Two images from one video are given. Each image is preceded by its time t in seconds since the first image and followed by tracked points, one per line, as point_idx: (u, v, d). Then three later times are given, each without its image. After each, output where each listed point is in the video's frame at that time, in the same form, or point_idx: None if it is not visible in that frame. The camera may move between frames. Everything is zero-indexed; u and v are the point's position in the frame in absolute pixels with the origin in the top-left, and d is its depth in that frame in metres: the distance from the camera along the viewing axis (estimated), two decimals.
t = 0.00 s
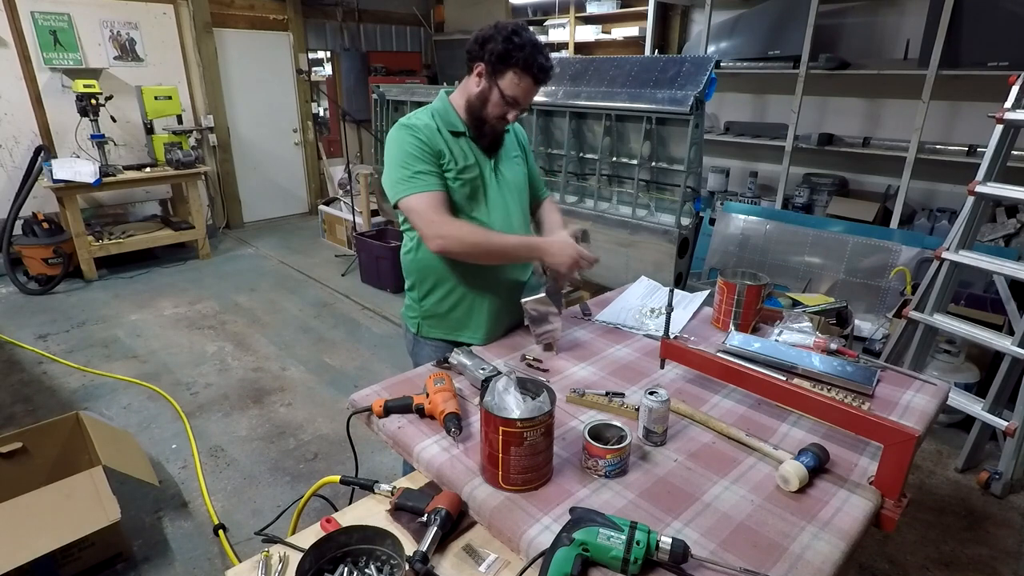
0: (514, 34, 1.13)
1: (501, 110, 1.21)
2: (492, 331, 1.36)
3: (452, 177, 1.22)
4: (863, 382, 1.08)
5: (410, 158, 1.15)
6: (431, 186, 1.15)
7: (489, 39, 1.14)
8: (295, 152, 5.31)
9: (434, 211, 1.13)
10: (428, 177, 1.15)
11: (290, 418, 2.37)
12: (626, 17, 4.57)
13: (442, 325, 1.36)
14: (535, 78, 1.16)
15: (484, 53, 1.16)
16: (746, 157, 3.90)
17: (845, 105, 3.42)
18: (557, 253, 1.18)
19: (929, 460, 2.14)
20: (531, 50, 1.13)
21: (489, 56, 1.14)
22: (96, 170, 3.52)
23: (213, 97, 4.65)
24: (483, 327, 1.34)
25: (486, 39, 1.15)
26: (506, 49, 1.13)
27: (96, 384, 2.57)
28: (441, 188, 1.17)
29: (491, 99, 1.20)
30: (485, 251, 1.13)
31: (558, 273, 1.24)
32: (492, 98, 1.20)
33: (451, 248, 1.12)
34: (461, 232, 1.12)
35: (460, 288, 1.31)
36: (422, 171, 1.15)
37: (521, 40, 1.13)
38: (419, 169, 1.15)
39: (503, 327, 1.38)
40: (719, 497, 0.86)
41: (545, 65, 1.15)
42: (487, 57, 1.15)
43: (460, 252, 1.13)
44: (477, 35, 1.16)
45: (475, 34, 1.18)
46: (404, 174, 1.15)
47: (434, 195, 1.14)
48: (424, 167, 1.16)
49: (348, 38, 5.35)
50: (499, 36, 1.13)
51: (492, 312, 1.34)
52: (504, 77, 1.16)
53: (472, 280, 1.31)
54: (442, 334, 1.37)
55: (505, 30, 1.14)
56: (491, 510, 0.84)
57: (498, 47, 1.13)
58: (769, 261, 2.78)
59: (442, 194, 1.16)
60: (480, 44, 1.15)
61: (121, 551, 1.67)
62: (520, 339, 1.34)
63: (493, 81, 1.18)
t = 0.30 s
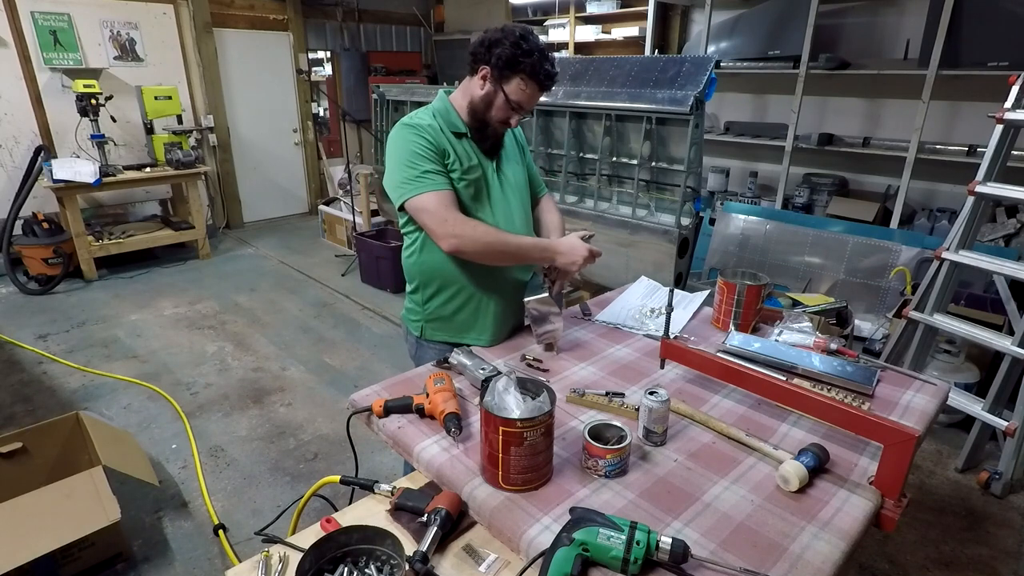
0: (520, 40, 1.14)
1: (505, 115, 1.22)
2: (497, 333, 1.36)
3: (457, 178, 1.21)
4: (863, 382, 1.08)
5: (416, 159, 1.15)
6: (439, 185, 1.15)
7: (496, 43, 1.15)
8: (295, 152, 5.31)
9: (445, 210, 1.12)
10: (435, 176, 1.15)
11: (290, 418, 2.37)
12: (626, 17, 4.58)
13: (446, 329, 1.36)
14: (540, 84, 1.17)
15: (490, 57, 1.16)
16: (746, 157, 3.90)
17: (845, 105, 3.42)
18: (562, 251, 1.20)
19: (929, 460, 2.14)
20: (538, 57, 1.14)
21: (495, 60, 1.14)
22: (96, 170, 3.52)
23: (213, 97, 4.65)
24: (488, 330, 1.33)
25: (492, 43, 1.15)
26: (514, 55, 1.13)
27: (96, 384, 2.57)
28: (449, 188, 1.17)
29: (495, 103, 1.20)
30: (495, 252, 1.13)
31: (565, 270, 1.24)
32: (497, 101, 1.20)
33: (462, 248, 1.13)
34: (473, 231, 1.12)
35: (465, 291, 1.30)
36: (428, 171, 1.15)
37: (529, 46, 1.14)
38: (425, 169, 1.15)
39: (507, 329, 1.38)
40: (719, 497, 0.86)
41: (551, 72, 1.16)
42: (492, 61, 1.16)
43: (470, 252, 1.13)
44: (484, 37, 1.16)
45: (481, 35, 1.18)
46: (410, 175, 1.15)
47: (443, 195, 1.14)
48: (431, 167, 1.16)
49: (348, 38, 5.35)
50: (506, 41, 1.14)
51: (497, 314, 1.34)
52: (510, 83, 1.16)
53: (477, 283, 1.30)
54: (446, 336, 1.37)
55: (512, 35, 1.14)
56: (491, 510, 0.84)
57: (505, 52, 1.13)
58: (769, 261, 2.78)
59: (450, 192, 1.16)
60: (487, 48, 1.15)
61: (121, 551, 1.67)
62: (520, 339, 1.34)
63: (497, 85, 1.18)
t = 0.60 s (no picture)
0: (519, 40, 1.14)
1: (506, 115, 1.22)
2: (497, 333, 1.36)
3: (456, 180, 1.21)
4: (863, 382, 1.08)
5: (413, 163, 1.15)
6: (436, 189, 1.15)
7: (495, 43, 1.14)
8: (295, 152, 5.31)
9: (440, 215, 1.13)
10: (433, 180, 1.15)
11: (290, 418, 2.37)
12: (626, 17, 4.58)
13: (446, 330, 1.36)
14: (541, 84, 1.17)
15: (490, 56, 1.16)
16: (746, 157, 3.90)
17: (845, 105, 3.42)
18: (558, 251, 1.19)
19: (929, 460, 2.14)
20: (538, 57, 1.14)
21: (496, 60, 1.14)
22: (96, 170, 3.52)
23: (213, 97, 4.66)
24: (488, 330, 1.33)
25: (491, 42, 1.15)
26: (515, 54, 1.13)
27: (96, 384, 2.57)
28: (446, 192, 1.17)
29: (496, 103, 1.20)
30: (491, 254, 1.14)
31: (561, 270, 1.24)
32: (497, 101, 1.20)
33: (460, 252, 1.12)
34: (470, 233, 1.12)
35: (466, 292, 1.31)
36: (426, 175, 1.15)
37: (529, 46, 1.14)
38: (423, 172, 1.15)
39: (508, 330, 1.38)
40: (719, 497, 0.86)
41: (551, 72, 1.16)
42: (492, 61, 1.15)
43: (466, 255, 1.13)
44: (483, 36, 1.16)
45: (481, 35, 1.18)
46: (407, 178, 1.15)
47: (438, 200, 1.14)
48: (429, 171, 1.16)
49: (348, 38, 5.34)
50: (506, 41, 1.13)
51: (498, 315, 1.34)
52: (510, 83, 1.16)
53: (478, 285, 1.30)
54: (447, 337, 1.37)
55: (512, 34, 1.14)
56: (491, 509, 0.84)
57: (506, 52, 1.13)
58: (769, 261, 2.78)
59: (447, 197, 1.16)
60: (487, 47, 1.15)
61: (121, 551, 1.67)
62: (519, 340, 1.34)
63: (497, 85, 1.18)
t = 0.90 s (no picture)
0: (507, 31, 1.14)
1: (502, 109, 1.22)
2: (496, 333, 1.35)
3: (454, 180, 1.22)
4: (863, 382, 1.08)
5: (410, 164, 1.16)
6: (432, 190, 1.15)
7: (485, 36, 1.15)
8: (295, 152, 5.31)
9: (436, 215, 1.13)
10: (429, 181, 1.16)
11: (290, 418, 2.37)
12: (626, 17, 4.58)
13: (445, 331, 1.36)
14: (535, 73, 1.17)
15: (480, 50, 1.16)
16: (746, 157, 3.90)
17: (845, 105, 3.42)
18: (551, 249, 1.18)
19: (929, 460, 2.14)
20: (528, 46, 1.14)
21: (487, 53, 1.15)
22: (96, 170, 3.52)
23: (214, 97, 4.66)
24: (488, 330, 1.33)
25: (481, 36, 1.16)
26: (505, 46, 1.14)
27: (96, 384, 2.57)
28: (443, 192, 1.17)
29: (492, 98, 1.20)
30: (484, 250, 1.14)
31: (558, 264, 1.25)
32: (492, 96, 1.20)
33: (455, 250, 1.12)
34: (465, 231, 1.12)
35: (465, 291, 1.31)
36: (424, 175, 1.15)
37: (519, 37, 1.15)
38: (420, 173, 1.15)
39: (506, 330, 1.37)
40: (719, 497, 0.86)
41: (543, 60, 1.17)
42: (483, 55, 1.16)
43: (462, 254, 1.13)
44: (473, 33, 1.17)
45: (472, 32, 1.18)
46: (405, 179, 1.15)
47: (434, 200, 1.14)
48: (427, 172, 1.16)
49: (348, 38, 5.34)
50: (496, 34, 1.14)
51: (497, 315, 1.34)
52: (502, 75, 1.17)
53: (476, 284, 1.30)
54: (446, 336, 1.36)
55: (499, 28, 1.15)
56: (491, 509, 0.84)
57: (497, 45, 1.14)
58: (769, 261, 2.78)
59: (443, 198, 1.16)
60: (478, 42, 1.15)
61: (121, 551, 1.67)
62: (519, 339, 1.34)
63: (490, 79, 1.18)
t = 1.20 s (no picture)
0: (491, 38, 1.12)
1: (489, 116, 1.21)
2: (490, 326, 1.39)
3: (439, 185, 1.24)
4: (863, 382, 1.08)
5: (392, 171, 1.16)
6: (406, 202, 1.17)
7: (469, 42, 1.14)
8: (295, 152, 5.30)
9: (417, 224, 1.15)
10: (408, 191, 1.17)
11: (290, 418, 2.37)
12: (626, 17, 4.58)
13: (439, 328, 1.37)
14: (519, 81, 1.14)
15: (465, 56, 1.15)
16: (746, 157, 3.90)
17: (845, 105, 3.42)
18: (532, 263, 1.17)
19: (929, 460, 2.14)
20: (513, 53, 1.11)
21: (471, 62, 1.14)
22: (96, 170, 3.52)
23: (214, 97, 4.66)
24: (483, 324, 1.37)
25: (467, 43, 1.15)
26: (488, 55, 1.12)
27: (96, 384, 2.57)
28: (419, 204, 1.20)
29: (478, 105, 1.19)
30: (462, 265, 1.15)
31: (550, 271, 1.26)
32: (479, 104, 1.19)
33: (427, 267, 1.13)
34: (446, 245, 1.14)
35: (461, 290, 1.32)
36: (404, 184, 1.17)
37: (503, 44, 1.11)
38: (399, 181, 1.16)
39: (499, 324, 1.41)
40: (719, 497, 0.86)
41: (531, 68, 1.14)
42: (468, 62, 1.15)
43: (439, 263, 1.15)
44: (459, 40, 1.16)
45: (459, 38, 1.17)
46: (386, 186, 1.16)
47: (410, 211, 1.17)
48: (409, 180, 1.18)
49: (348, 38, 5.34)
50: (480, 41, 1.12)
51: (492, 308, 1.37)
52: (488, 82, 1.15)
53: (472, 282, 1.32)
54: (441, 333, 1.37)
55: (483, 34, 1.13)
56: (491, 509, 0.84)
57: (479, 53, 1.12)
58: (769, 261, 2.78)
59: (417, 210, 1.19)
60: (462, 50, 1.14)
61: (121, 551, 1.67)
62: (518, 338, 1.34)
63: (477, 87, 1.17)
